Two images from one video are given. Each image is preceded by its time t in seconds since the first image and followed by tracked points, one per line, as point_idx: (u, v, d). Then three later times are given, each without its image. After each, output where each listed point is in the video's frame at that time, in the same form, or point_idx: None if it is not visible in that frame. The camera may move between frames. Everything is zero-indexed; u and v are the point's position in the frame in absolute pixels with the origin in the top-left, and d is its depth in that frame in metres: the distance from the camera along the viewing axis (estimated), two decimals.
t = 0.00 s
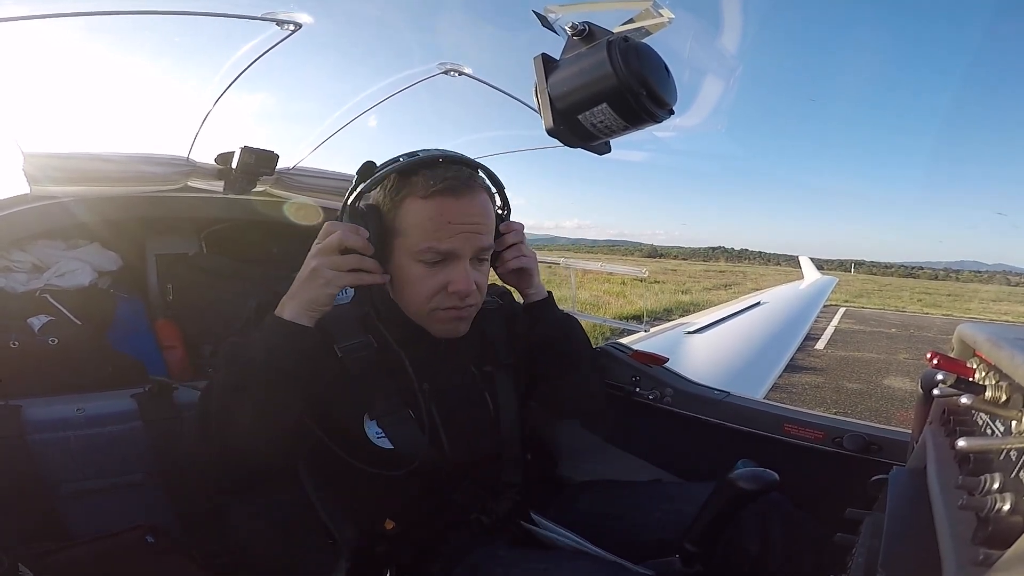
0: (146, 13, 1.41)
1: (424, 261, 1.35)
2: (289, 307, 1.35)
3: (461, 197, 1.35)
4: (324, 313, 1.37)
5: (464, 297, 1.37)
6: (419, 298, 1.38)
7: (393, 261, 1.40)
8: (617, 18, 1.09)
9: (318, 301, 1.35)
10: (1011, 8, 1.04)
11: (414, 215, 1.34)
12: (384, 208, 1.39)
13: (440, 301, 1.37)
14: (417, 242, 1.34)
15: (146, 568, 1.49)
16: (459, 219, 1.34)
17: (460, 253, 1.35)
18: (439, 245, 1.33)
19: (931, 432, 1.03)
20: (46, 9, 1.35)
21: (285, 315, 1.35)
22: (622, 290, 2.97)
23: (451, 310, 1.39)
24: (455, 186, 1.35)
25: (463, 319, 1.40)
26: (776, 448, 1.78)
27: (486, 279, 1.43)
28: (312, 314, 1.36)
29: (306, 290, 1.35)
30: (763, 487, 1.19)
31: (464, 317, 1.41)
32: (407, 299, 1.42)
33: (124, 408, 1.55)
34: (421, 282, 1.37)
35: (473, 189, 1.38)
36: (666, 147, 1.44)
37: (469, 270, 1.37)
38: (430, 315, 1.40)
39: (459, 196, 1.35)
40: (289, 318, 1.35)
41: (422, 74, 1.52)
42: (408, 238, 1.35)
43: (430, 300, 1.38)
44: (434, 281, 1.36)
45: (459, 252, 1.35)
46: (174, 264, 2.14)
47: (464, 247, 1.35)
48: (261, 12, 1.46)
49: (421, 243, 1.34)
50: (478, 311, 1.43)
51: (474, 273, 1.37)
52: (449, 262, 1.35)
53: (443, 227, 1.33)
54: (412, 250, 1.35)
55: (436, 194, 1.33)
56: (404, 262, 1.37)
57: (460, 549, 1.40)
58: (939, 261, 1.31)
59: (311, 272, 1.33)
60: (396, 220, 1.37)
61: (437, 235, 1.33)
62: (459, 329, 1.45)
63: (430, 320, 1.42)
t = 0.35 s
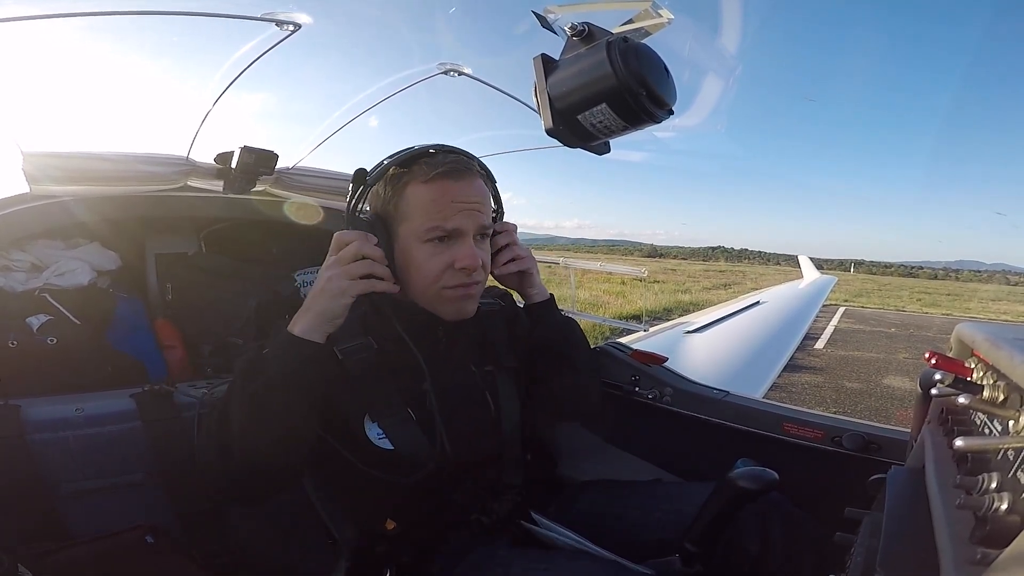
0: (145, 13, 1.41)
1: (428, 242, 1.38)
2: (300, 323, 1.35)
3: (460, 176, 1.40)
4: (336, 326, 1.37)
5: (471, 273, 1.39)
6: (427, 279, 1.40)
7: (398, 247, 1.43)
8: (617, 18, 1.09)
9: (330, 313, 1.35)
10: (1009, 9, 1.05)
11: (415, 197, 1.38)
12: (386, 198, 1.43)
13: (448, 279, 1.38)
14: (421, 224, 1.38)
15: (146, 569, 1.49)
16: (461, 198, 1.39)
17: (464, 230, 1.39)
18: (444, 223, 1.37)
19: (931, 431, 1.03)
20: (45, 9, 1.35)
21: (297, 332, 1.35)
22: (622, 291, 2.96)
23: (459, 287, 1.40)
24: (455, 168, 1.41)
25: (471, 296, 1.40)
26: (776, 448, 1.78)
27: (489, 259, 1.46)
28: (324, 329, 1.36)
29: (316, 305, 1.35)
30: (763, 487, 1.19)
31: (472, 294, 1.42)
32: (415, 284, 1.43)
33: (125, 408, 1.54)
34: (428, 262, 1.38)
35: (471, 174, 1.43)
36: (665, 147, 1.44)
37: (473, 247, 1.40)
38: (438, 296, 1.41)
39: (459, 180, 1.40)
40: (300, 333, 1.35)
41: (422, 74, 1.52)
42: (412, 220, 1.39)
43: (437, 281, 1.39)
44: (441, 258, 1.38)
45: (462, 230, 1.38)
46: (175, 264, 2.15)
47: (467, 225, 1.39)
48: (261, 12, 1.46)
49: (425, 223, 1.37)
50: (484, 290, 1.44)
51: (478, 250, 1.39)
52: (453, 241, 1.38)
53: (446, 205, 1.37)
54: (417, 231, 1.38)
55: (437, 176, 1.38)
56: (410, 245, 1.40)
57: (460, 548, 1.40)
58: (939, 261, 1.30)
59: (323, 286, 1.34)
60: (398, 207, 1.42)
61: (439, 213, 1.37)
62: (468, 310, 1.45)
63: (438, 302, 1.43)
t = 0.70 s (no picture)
0: (146, 13, 1.41)
1: (427, 236, 1.38)
2: (293, 323, 1.37)
3: (458, 173, 1.40)
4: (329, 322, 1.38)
5: (470, 266, 1.39)
6: (426, 273, 1.39)
7: (397, 243, 1.42)
8: (617, 18, 1.09)
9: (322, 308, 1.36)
10: (1009, 10, 1.03)
11: (414, 193, 1.38)
12: (384, 194, 1.43)
13: (447, 273, 1.38)
14: (420, 218, 1.38)
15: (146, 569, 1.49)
16: (460, 193, 1.39)
17: (463, 224, 1.39)
18: (443, 217, 1.37)
19: (931, 431, 1.03)
20: (46, 9, 1.35)
21: (291, 332, 1.36)
22: (621, 291, 2.98)
23: (458, 281, 1.40)
24: (453, 163, 1.41)
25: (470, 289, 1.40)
26: (776, 448, 1.78)
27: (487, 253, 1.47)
28: (317, 328, 1.37)
29: (307, 302, 1.36)
30: (763, 487, 1.19)
31: (472, 288, 1.42)
32: (414, 279, 1.42)
33: (125, 408, 1.54)
34: (428, 257, 1.38)
35: (468, 169, 1.43)
36: (666, 147, 1.44)
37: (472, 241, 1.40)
38: (438, 290, 1.41)
39: (457, 175, 1.40)
40: (294, 333, 1.36)
41: (422, 75, 1.52)
42: (411, 215, 1.39)
43: (436, 274, 1.39)
44: (440, 252, 1.38)
45: (461, 223, 1.39)
46: (175, 264, 2.15)
47: (466, 219, 1.39)
48: (261, 12, 1.46)
49: (424, 217, 1.37)
50: (483, 285, 1.44)
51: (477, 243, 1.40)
52: (453, 235, 1.38)
53: (444, 200, 1.37)
54: (416, 226, 1.38)
55: (436, 171, 1.39)
56: (409, 240, 1.40)
57: (460, 548, 1.40)
58: (940, 260, 1.31)
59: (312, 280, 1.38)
60: (397, 204, 1.42)
61: (439, 208, 1.37)
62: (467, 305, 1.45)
63: (438, 297, 1.42)
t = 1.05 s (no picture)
0: (146, 13, 1.41)
1: (429, 236, 1.38)
2: (308, 319, 1.37)
3: (460, 173, 1.40)
4: (344, 318, 1.38)
5: (471, 266, 1.39)
6: (427, 272, 1.39)
7: (399, 241, 1.42)
8: (617, 17, 1.09)
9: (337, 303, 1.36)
10: (1009, 10, 1.03)
11: (416, 192, 1.38)
12: (387, 192, 1.43)
13: (448, 273, 1.38)
14: (422, 217, 1.38)
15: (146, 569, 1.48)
16: (462, 192, 1.39)
17: (465, 224, 1.39)
18: (444, 217, 1.37)
19: (931, 431, 1.03)
20: (46, 9, 1.35)
21: (306, 327, 1.36)
22: (623, 291, 2.96)
23: (459, 280, 1.39)
24: (456, 163, 1.41)
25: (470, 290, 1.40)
26: (776, 448, 1.78)
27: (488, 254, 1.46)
28: (331, 324, 1.37)
29: (323, 297, 1.37)
30: (763, 487, 1.19)
31: (472, 288, 1.41)
32: (415, 278, 1.43)
33: (124, 408, 1.53)
34: (429, 256, 1.38)
35: (470, 169, 1.43)
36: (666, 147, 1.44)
37: (474, 241, 1.40)
38: (438, 289, 1.41)
39: (460, 174, 1.40)
40: (309, 328, 1.36)
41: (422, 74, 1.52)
42: (413, 213, 1.39)
43: (437, 274, 1.39)
44: (442, 252, 1.38)
45: (463, 223, 1.38)
46: (174, 264, 2.15)
47: (468, 219, 1.39)
48: (261, 12, 1.46)
49: (426, 216, 1.37)
50: (483, 284, 1.44)
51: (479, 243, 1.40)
52: (454, 234, 1.38)
53: (446, 200, 1.37)
54: (418, 225, 1.38)
55: (438, 171, 1.39)
56: (411, 238, 1.40)
57: (460, 548, 1.40)
58: (939, 261, 1.31)
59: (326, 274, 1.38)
60: (399, 203, 1.42)
61: (441, 208, 1.37)
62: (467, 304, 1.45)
63: (438, 296, 1.42)
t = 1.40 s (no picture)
0: (146, 12, 1.41)
1: (418, 239, 1.38)
2: (294, 322, 1.34)
3: (453, 176, 1.39)
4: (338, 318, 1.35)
5: (458, 270, 1.40)
6: (415, 274, 1.41)
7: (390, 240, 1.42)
8: (617, 17, 1.09)
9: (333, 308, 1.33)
10: (1009, 9, 1.03)
11: (408, 194, 1.37)
12: (380, 191, 1.41)
13: (435, 276, 1.40)
14: (412, 220, 1.37)
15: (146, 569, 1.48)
16: (452, 196, 1.38)
17: (454, 228, 1.38)
18: (433, 221, 1.36)
19: (931, 431, 1.03)
20: (46, 9, 1.35)
21: (294, 331, 1.33)
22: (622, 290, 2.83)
23: (446, 283, 1.41)
24: (449, 165, 1.39)
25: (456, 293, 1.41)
26: (776, 448, 1.78)
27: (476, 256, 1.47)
28: (322, 328, 1.34)
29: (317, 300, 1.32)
30: (763, 487, 1.19)
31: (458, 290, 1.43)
32: (404, 278, 1.44)
33: (124, 408, 1.53)
34: (417, 258, 1.39)
35: (464, 170, 1.42)
36: (666, 147, 1.44)
37: (462, 246, 1.40)
38: (426, 290, 1.43)
39: (452, 175, 1.39)
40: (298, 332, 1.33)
41: (421, 74, 1.52)
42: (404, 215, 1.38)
43: (424, 276, 1.41)
44: (429, 255, 1.39)
45: (451, 228, 1.38)
46: (173, 263, 2.16)
47: (457, 223, 1.38)
48: (260, 12, 1.46)
49: (416, 220, 1.37)
50: (470, 285, 1.46)
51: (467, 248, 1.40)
52: (442, 239, 1.38)
53: (436, 204, 1.36)
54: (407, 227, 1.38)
55: (431, 173, 1.37)
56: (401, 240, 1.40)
57: (460, 547, 1.40)
58: (940, 260, 1.31)
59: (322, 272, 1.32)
60: (391, 203, 1.40)
61: (431, 211, 1.36)
62: (453, 303, 1.47)
63: (426, 295, 1.45)
